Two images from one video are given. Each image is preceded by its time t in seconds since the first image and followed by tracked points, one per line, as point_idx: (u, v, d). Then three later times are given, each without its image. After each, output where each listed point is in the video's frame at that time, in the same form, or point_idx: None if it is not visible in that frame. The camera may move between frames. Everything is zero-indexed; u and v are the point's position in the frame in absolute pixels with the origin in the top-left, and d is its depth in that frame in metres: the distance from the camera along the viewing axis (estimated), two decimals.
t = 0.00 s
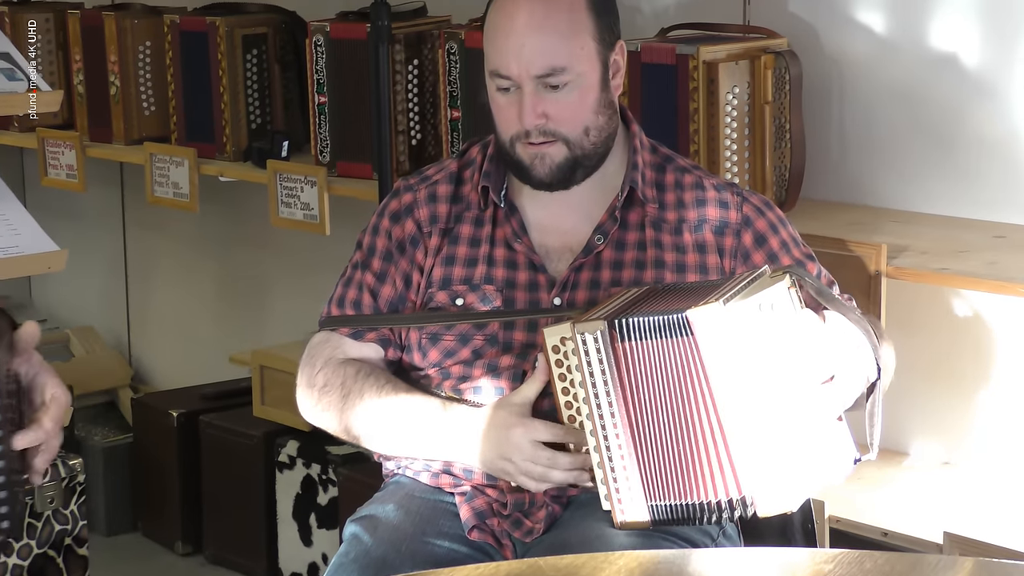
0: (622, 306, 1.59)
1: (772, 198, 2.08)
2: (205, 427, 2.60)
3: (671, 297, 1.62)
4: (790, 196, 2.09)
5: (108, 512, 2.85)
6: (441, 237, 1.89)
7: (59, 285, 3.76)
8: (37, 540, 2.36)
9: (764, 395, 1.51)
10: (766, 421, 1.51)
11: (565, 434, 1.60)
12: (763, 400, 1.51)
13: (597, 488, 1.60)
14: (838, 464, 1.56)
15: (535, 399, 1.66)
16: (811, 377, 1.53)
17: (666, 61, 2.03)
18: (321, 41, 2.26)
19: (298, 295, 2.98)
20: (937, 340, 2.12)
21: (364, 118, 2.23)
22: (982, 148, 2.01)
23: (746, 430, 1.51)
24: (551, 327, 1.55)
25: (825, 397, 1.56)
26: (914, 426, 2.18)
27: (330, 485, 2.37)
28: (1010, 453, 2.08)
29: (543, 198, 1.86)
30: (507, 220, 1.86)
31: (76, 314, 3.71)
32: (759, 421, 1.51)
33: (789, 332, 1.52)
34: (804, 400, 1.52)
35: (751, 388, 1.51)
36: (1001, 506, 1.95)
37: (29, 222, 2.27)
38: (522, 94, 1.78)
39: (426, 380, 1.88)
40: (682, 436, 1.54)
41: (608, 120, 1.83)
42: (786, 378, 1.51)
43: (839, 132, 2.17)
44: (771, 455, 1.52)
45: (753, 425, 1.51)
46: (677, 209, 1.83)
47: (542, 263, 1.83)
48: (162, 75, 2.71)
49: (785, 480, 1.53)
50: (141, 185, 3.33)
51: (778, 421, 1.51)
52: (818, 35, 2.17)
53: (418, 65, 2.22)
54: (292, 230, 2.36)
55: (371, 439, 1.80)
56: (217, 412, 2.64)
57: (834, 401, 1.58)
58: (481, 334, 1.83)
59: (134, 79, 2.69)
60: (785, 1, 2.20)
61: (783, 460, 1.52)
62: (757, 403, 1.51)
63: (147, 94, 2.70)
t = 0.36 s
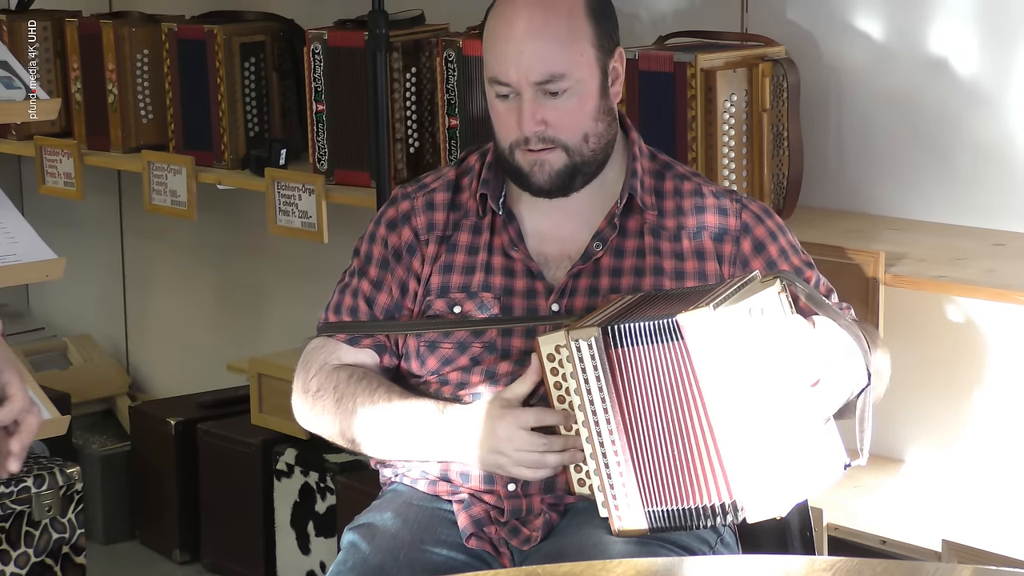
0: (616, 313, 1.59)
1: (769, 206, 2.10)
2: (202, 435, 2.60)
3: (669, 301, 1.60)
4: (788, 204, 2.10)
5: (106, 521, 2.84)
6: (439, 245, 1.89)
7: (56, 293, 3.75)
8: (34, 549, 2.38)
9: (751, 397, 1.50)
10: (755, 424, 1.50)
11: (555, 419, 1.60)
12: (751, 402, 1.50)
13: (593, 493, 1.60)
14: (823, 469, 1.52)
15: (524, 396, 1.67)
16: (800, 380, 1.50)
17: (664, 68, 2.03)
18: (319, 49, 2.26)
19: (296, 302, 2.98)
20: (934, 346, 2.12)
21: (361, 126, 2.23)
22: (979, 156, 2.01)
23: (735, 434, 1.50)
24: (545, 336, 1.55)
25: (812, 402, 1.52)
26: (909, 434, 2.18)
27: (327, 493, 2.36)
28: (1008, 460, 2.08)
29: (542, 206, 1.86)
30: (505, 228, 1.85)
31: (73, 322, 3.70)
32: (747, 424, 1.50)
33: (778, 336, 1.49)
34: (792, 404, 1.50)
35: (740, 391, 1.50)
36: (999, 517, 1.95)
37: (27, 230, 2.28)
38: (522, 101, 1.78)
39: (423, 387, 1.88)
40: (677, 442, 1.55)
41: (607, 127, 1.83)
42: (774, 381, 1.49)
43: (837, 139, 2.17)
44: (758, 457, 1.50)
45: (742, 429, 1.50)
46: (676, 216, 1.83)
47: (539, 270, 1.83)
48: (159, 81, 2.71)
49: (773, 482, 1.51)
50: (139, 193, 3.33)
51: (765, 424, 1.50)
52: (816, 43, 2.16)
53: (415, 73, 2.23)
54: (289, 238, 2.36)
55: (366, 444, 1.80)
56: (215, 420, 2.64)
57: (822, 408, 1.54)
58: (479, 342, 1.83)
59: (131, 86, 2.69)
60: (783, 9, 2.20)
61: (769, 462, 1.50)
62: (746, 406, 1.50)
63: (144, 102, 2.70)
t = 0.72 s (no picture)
0: (607, 316, 1.59)
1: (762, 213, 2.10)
2: (195, 441, 2.60)
3: (661, 303, 1.60)
4: (781, 209, 2.10)
5: (98, 528, 2.84)
6: (429, 250, 1.89)
7: (48, 299, 3.75)
8: (27, 555, 2.38)
9: (736, 401, 1.50)
10: (740, 429, 1.50)
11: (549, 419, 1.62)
12: (737, 407, 1.50)
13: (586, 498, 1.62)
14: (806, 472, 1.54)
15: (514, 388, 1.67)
16: (785, 384, 1.51)
17: (657, 74, 2.03)
18: (311, 54, 2.26)
19: (288, 307, 2.98)
20: (926, 351, 2.12)
21: (353, 131, 2.23)
22: (970, 160, 2.01)
23: (721, 438, 1.50)
24: (536, 342, 1.56)
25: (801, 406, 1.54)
26: (900, 439, 2.19)
27: (320, 499, 2.37)
28: (1001, 465, 2.08)
29: (535, 211, 1.86)
30: (496, 233, 1.86)
31: (65, 328, 3.70)
32: (733, 429, 1.50)
33: (766, 340, 1.50)
34: (778, 410, 1.51)
35: (728, 396, 1.50)
36: (991, 522, 1.96)
37: (19, 236, 2.28)
38: (515, 106, 1.78)
39: (414, 391, 1.88)
40: (667, 447, 1.54)
41: (601, 133, 1.83)
42: (759, 386, 1.49)
43: (829, 145, 2.17)
44: (745, 461, 1.51)
45: (729, 434, 1.50)
46: (668, 222, 1.83)
47: (531, 275, 1.83)
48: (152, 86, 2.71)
49: (760, 486, 1.51)
50: (132, 198, 3.33)
51: (758, 425, 1.50)
52: (808, 49, 2.17)
53: (408, 79, 2.22)
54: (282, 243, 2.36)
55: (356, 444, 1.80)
56: (207, 426, 2.64)
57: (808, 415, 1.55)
58: (471, 346, 1.83)
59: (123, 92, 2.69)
60: (775, 13, 2.20)
61: (756, 466, 1.51)
62: (732, 410, 1.50)
63: (137, 108, 2.70)
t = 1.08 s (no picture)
0: (598, 319, 1.59)
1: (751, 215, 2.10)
2: (183, 445, 2.59)
3: (649, 305, 1.61)
4: (769, 212, 2.11)
5: (86, 532, 2.83)
6: (419, 251, 1.89)
7: (36, 303, 3.74)
8: (15, 559, 2.37)
9: (726, 406, 1.51)
10: (729, 433, 1.51)
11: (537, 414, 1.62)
12: (725, 411, 1.51)
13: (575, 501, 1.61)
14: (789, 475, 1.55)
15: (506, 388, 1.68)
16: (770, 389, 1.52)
17: (645, 77, 2.03)
18: (300, 58, 2.26)
19: (277, 311, 2.98)
20: (913, 354, 2.13)
21: (341, 134, 2.23)
22: (957, 163, 2.02)
23: (710, 443, 1.51)
24: (528, 343, 1.56)
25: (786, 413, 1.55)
26: (888, 441, 2.19)
27: (309, 503, 2.36)
28: (987, 466, 2.09)
29: (525, 212, 1.86)
30: (486, 234, 1.85)
31: (53, 332, 3.69)
32: (721, 433, 1.51)
33: (751, 346, 1.51)
34: (764, 414, 1.52)
35: (716, 400, 1.51)
36: (977, 522, 1.96)
37: (7, 240, 2.27)
38: (506, 107, 1.78)
39: (403, 392, 1.88)
40: (655, 450, 1.54)
41: (591, 135, 1.83)
42: (747, 391, 1.51)
43: (818, 148, 2.17)
44: (732, 466, 1.52)
45: (716, 438, 1.51)
46: (658, 225, 1.83)
47: (520, 276, 1.83)
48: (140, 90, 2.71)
49: (747, 489, 1.53)
50: (120, 202, 3.33)
51: (742, 429, 1.51)
52: (797, 52, 2.17)
53: (396, 82, 2.22)
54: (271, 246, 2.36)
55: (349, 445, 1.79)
56: (195, 430, 2.63)
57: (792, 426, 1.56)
58: (459, 347, 1.83)
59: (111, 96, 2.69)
60: (763, 15, 2.20)
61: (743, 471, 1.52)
62: (721, 414, 1.51)
63: (125, 112, 2.70)
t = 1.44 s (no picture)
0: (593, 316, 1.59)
1: (738, 217, 2.09)
2: (170, 447, 2.59)
3: (649, 309, 1.60)
4: (756, 215, 2.10)
5: (74, 535, 2.83)
6: (408, 249, 1.88)
7: (24, 305, 3.73)
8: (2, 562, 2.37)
9: (717, 407, 1.52)
10: (719, 434, 1.52)
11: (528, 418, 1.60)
12: (716, 412, 1.52)
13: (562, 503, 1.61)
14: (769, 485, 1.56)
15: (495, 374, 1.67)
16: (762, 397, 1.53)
17: (632, 79, 2.04)
18: (288, 60, 2.26)
19: (264, 312, 2.98)
20: (900, 355, 2.13)
21: (327, 137, 2.23)
22: (942, 165, 2.02)
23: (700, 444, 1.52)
24: (522, 343, 1.56)
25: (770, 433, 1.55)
26: (874, 445, 2.19)
27: (297, 505, 2.36)
28: (974, 468, 2.09)
29: (516, 212, 1.85)
30: (478, 231, 1.85)
31: (40, 334, 3.68)
32: (709, 436, 1.52)
33: (742, 359, 1.51)
34: (754, 420, 1.53)
35: (706, 402, 1.51)
36: (962, 524, 1.97)
37: None
38: (495, 105, 1.78)
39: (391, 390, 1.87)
40: (646, 450, 1.54)
41: (580, 134, 1.83)
42: (739, 395, 1.52)
43: (804, 155, 2.18)
44: (718, 467, 1.53)
45: (703, 440, 1.52)
46: (647, 228, 1.83)
47: (510, 276, 1.83)
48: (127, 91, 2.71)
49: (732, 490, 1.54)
50: (108, 205, 3.33)
51: (723, 438, 1.52)
52: (784, 54, 2.18)
53: (384, 85, 2.23)
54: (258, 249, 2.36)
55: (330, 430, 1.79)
56: (184, 432, 2.63)
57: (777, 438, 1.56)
58: (447, 348, 1.83)
59: (99, 97, 2.69)
60: (750, 15, 2.21)
61: (727, 473, 1.53)
62: (711, 416, 1.52)
63: (113, 114, 2.70)
